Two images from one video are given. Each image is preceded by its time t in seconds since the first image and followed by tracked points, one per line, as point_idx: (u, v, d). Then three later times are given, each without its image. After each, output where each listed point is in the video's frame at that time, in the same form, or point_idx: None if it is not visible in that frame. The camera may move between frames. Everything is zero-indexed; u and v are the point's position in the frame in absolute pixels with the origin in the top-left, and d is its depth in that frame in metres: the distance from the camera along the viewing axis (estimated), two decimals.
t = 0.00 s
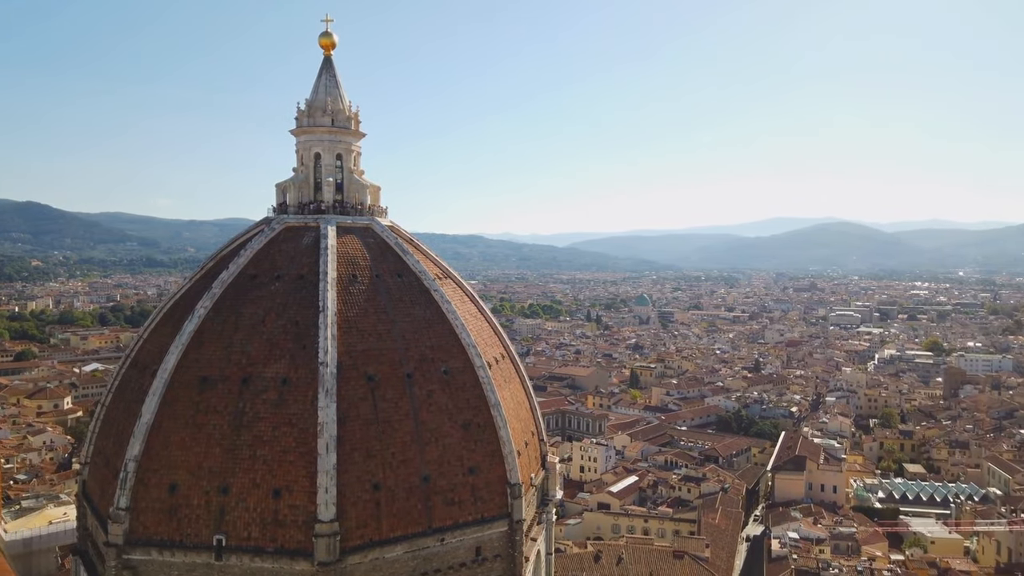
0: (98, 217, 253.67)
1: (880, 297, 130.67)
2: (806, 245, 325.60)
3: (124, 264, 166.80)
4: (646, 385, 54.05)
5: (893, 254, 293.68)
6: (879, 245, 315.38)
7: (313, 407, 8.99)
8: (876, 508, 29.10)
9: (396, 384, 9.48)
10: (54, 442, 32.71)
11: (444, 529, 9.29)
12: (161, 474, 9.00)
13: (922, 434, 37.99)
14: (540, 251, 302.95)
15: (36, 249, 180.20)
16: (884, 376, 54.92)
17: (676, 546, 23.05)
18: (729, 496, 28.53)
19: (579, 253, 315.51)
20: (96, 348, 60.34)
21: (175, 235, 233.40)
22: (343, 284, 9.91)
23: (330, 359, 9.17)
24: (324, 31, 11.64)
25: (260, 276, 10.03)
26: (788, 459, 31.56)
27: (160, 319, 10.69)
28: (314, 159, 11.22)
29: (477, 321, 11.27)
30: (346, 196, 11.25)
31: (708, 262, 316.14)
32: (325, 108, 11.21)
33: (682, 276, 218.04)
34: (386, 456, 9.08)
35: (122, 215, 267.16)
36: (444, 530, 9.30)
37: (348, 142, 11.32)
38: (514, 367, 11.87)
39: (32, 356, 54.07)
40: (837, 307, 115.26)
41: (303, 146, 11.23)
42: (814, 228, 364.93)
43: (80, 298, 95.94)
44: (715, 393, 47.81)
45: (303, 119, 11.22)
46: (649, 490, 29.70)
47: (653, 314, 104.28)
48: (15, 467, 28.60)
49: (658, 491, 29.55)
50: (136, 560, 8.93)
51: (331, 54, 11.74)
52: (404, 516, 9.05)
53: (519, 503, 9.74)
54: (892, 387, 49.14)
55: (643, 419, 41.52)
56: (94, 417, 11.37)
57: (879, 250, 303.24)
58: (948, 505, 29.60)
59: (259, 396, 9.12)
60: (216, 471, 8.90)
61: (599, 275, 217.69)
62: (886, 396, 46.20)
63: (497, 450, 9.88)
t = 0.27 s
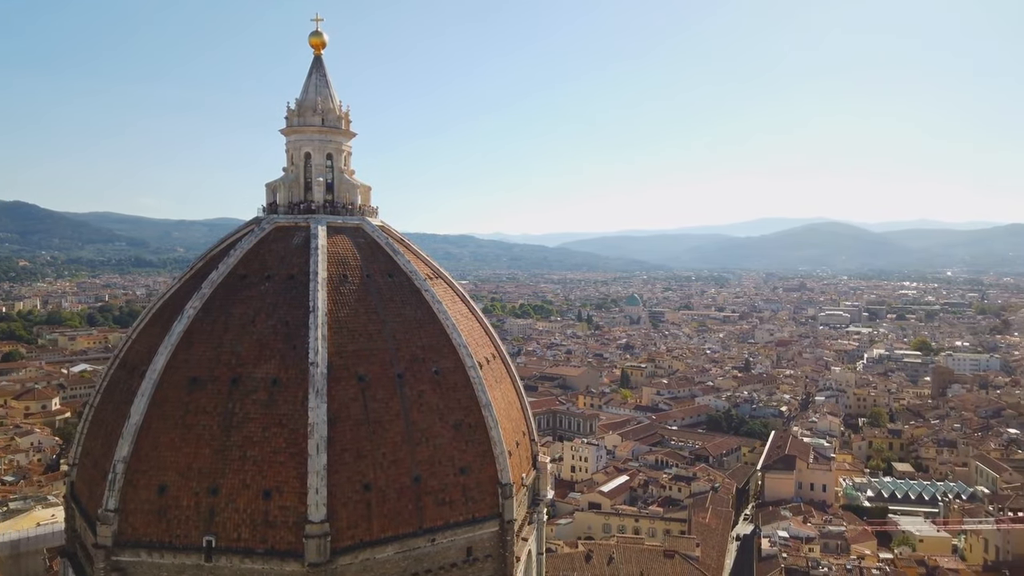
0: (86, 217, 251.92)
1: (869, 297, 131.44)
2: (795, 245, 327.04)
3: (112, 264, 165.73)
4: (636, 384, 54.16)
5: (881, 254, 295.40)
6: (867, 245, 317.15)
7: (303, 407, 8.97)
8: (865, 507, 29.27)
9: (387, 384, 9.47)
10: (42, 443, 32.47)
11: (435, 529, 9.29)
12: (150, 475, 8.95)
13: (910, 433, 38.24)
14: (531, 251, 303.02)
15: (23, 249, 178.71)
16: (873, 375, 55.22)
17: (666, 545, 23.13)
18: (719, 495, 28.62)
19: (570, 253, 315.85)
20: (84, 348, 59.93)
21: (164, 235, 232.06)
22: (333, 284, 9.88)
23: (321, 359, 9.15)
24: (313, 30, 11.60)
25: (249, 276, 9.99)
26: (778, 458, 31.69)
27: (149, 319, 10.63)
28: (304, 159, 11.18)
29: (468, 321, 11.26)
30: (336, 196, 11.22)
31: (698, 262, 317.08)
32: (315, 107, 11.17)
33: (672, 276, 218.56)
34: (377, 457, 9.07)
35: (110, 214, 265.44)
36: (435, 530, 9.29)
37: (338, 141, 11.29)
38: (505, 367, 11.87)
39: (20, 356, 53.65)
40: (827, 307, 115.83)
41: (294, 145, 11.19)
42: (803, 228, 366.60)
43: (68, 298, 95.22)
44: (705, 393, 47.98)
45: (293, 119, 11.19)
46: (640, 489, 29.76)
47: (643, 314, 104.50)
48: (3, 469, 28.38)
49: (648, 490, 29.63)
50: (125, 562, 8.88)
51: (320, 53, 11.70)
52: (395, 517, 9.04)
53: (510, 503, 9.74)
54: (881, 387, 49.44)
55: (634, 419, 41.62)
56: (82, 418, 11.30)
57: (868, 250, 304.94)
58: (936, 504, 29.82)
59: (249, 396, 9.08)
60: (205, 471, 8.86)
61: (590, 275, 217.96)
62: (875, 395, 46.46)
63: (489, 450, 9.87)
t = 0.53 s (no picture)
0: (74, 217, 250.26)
1: (858, 297, 132.17)
2: (785, 245, 328.39)
3: (100, 264, 164.67)
4: (627, 384, 54.26)
5: (870, 254, 297.06)
6: (856, 245, 318.87)
7: (294, 407, 8.94)
8: (854, 506, 29.42)
9: (378, 384, 9.45)
10: (29, 445, 32.23)
11: (426, 530, 9.28)
12: (140, 476, 8.90)
13: (899, 433, 38.46)
14: (522, 251, 303.07)
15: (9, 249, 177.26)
16: (862, 375, 55.52)
17: (656, 545, 23.18)
18: (710, 494, 28.67)
19: (561, 253, 316.19)
20: (72, 349, 59.55)
21: (153, 235, 230.74)
22: (324, 284, 9.85)
23: (311, 359, 9.12)
24: (303, 30, 11.56)
25: (239, 276, 9.95)
26: (768, 457, 31.82)
27: (138, 320, 10.58)
28: (294, 159, 11.15)
29: (460, 321, 11.26)
30: (327, 195, 11.19)
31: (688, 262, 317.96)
32: (306, 107, 11.13)
33: (663, 276, 219.01)
34: (368, 457, 9.06)
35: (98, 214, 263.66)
36: (425, 531, 9.29)
37: (329, 141, 11.27)
38: (496, 368, 11.87)
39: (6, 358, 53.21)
40: (816, 307, 116.38)
41: (283, 145, 11.16)
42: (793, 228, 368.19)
43: (56, 298, 94.55)
44: (695, 392, 48.15)
45: (283, 118, 11.15)
46: (630, 489, 29.81)
47: (634, 314, 104.75)
48: None
49: (639, 490, 29.67)
50: (115, 564, 8.83)
51: (311, 53, 11.67)
52: (386, 517, 9.03)
53: (501, 503, 9.75)
54: (870, 386, 49.72)
55: (625, 418, 41.75)
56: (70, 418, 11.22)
57: (857, 250, 306.58)
58: (924, 502, 30.03)
59: (239, 397, 9.05)
60: (195, 472, 8.82)
61: (580, 275, 218.12)
62: (864, 395, 46.70)
63: (480, 450, 9.88)
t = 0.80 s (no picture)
0: (62, 216, 248.48)
1: (847, 296, 132.89)
2: (775, 245, 329.75)
3: (88, 264, 163.53)
4: (618, 384, 54.37)
5: (859, 254, 298.69)
6: (846, 245, 320.66)
7: (284, 408, 8.91)
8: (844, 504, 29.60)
9: (368, 384, 9.43)
10: (16, 446, 32.00)
11: (416, 530, 9.26)
12: (129, 477, 8.85)
13: (887, 432, 38.70)
14: (513, 251, 303.04)
15: None
16: (851, 374, 55.83)
17: (647, 544, 23.23)
18: (701, 494, 28.74)
19: (552, 253, 316.38)
20: (59, 350, 59.09)
21: (141, 235, 229.34)
22: (314, 284, 9.82)
23: (301, 359, 9.09)
24: (294, 29, 11.52)
25: (228, 277, 9.90)
26: (758, 456, 31.95)
27: (127, 320, 10.52)
28: (284, 159, 11.11)
29: (450, 321, 11.25)
30: (317, 195, 11.16)
31: (679, 262, 318.79)
32: (295, 106, 11.10)
33: (653, 276, 219.49)
34: (358, 457, 9.03)
35: (86, 214, 261.79)
36: (416, 531, 9.27)
37: (319, 141, 11.24)
38: (487, 367, 11.86)
39: None
40: (805, 307, 116.86)
41: (273, 145, 11.11)
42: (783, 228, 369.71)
43: (43, 298, 93.83)
44: (686, 392, 48.29)
45: (273, 118, 11.11)
46: (621, 488, 29.87)
47: (625, 314, 104.91)
48: None
49: (630, 489, 29.75)
50: (103, 565, 8.78)
51: (301, 52, 11.62)
52: (377, 517, 9.01)
53: (492, 503, 9.75)
54: (858, 385, 49.99)
55: (616, 418, 41.81)
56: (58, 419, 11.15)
57: (846, 250, 308.17)
58: (913, 501, 30.22)
59: (228, 398, 9.01)
60: (184, 473, 8.77)
61: (571, 275, 218.37)
62: (853, 394, 46.96)
63: (471, 450, 9.87)
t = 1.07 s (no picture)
0: (49, 216, 246.73)
1: (836, 296, 133.59)
2: (764, 245, 331.05)
3: (76, 264, 162.44)
4: (608, 383, 54.45)
5: (848, 254, 300.28)
6: (834, 245, 322.42)
7: (274, 408, 8.88)
8: (833, 503, 29.75)
9: (358, 384, 9.40)
10: (3, 447, 31.75)
11: (407, 530, 9.25)
12: (117, 478, 8.80)
13: (876, 431, 38.92)
14: (504, 251, 303.07)
15: None
16: (840, 373, 56.13)
17: (637, 544, 23.25)
18: (691, 493, 28.83)
19: (543, 253, 316.49)
20: (47, 350, 58.66)
21: (130, 234, 227.96)
22: (304, 284, 9.79)
23: (291, 360, 9.07)
24: (283, 28, 11.47)
25: (218, 276, 9.86)
26: (748, 455, 32.07)
27: (115, 321, 10.45)
28: (274, 158, 11.07)
29: (441, 321, 11.25)
30: (307, 195, 11.12)
31: (669, 262, 319.60)
32: (285, 106, 11.06)
33: (644, 276, 219.96)
34: (349, 458, 9.01)
35: (74, 214, 259.94)
36: (406, 532, 9.25)
37: (309, 140, 11.19)
38: (477, 367, 11.86)
39: None
40: (795, 306, 117.38)
41: (263, 144, 11.07)
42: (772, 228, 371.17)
43: (30, 298, 93.13)
44: (676, 392, 48.41)
45: (263, 117, 11.06)
46: (611, 488, 29.92)
47: (615, 313, 105.09)
48: None
49: (620, 488, 29.80)
50: (91, 567, 8.73)
51: (291, 51, 11.57)
52: (367, 518, 8.99)
53: (483, 503, 9.75)
54: (847, 385, 50.25)
55: (606, 418, 41.86)
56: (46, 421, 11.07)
57: (835, 250, 309.67)
58: (901, 499, 30.42)
59: (218, 399, 8.97)
60: (173, 474, 8.73)
61: (562, 275, 218.54)
62: (842, 393, 47.20)
63: (461, 450, 9.86)
